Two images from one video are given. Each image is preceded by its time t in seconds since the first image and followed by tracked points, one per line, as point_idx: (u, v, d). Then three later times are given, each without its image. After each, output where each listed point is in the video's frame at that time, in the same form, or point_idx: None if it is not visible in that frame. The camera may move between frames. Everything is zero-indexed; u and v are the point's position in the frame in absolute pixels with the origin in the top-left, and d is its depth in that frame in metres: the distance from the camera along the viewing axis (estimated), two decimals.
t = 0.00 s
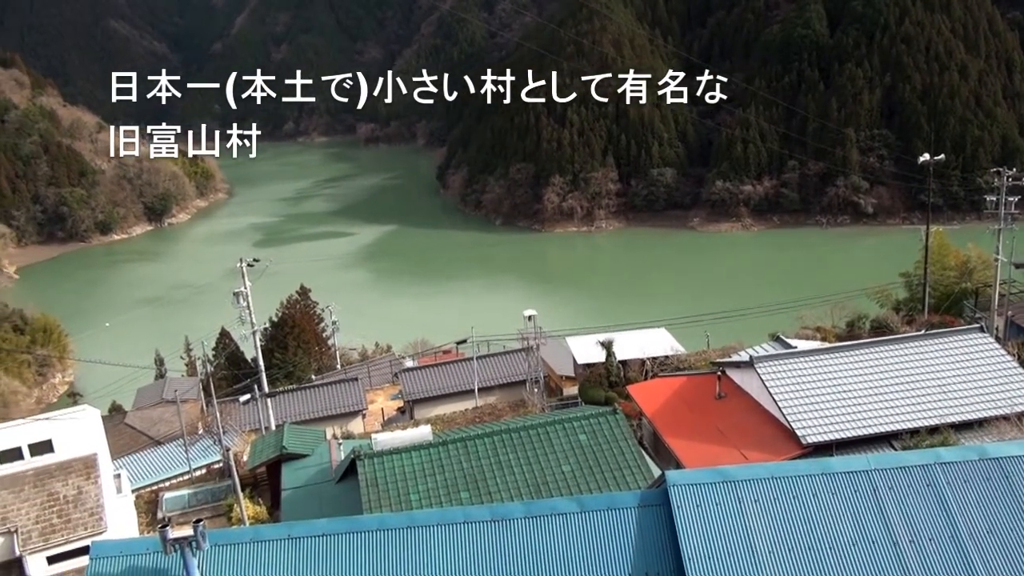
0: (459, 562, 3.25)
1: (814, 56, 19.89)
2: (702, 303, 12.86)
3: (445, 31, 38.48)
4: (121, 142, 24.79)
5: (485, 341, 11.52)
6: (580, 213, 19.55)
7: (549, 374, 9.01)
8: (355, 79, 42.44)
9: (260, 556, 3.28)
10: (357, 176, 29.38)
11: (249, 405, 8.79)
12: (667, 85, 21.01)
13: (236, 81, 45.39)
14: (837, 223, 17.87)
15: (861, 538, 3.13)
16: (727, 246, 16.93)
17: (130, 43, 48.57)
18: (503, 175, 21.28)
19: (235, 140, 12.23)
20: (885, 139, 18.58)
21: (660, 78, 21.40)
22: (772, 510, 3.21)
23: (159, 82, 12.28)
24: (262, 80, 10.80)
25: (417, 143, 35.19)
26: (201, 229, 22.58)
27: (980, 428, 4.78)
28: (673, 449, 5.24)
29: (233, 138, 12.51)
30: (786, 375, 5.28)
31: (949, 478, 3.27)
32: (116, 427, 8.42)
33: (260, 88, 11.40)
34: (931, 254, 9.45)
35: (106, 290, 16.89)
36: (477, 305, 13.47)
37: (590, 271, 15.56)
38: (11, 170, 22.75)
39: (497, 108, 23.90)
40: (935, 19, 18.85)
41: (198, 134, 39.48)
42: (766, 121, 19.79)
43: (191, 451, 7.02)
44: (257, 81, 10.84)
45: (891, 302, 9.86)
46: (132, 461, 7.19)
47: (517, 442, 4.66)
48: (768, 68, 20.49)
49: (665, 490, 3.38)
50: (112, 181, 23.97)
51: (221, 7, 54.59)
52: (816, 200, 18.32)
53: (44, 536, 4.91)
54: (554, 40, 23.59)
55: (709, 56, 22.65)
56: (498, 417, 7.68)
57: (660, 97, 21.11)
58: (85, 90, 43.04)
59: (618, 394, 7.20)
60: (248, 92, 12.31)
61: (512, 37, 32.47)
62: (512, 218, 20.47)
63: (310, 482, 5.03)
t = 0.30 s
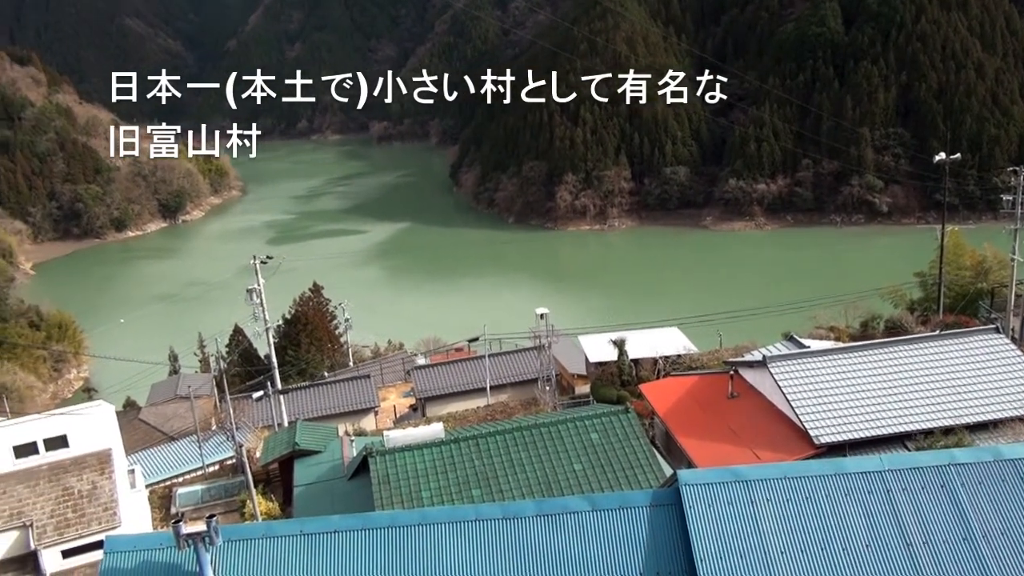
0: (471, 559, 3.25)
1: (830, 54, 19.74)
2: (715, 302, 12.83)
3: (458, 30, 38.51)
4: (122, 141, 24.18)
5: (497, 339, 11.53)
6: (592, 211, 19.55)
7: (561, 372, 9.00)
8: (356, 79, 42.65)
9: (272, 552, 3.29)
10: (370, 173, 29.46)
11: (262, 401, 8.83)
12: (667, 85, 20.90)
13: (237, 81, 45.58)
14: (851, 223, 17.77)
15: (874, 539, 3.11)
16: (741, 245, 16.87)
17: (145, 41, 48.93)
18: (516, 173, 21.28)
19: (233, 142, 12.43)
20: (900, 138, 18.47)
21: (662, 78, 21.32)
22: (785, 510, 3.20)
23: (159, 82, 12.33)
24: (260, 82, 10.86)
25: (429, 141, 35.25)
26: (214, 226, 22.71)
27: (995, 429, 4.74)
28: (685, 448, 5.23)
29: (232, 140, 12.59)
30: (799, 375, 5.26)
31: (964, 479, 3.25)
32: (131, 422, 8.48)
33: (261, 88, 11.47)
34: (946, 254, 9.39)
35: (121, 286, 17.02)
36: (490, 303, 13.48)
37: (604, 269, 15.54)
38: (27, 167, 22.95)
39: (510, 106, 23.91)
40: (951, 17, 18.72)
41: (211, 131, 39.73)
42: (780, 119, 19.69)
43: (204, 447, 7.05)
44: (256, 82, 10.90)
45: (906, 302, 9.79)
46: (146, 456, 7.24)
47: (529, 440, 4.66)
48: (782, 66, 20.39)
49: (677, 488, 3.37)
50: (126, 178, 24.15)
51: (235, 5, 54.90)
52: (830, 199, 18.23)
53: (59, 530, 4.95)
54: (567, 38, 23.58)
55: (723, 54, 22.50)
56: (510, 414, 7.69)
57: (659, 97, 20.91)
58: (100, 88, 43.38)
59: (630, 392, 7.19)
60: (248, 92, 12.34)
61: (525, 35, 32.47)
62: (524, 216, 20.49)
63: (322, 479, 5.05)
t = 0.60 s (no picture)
0: (481, 556, 3.25)
1: (846, 54, 19.61)
2: (728, 302, 12.79)
3: (471, 28, 38.53)
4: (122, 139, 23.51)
5: (510, 337, 11.54)
6: (606, 210, 19.54)
7: (573, 371, 9.00)
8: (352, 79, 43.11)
9: (284, 548, 3.30)
10: (384, 171, 29.51)
11: (275, 397, 8.87)
12: (667, 85, 20.85)
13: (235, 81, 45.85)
14: (866, 223, 17.67)
15: (888, 541, 3.09)
16: (756, 245, 16.78)
17: (161, 38, 49.26)
18: (530, 171, 21.26)
19: (232, 140, 12.54)
20: (917, 138, 18.34)
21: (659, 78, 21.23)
22: (797, 511, 3.19)
23: (159, 82, 12.38)
24: (260, 81, 10.92)
25: (442, 139, 35.28)
26: (228, 222, 22.82)
27: (1012, 431, 4.69)
28: (697, 448, 5.22)
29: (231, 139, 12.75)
30: (813, 375, 5.24)
31: (979, 482, 3.23)
32: (145, 417, 8.54)
33: (260, 88, 11.52)
34: (962, 255, 9.33)
35: (136, 281, 17.12)
36: (502, 301, 13.48)
37: (617, 268, 15.51)
38: (44, 162, 23.14)
39: (525, 105, 23.91)
40: (969, 16, 18.60)
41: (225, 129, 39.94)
42: (795, 119, 19.57)
43: (217, 442, 7.08)
44: (256, 81, 10.96)
45: (921, 303, 9.73)
46: (159, 451, 7.29)
47: (541, 439, 4.66)
48: (798, 66, 20.29)
49: (689, 488, 3.36)
50: (142, 174, 24.31)
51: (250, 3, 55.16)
52: (845, 199, 18.12)
53: (74, 523, 4.98)
54: (582, 36, 23.56)
55: (738, 54, 22.45)
56: (522, 413, 7.69)
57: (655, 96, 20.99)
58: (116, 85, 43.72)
59: (643, 392, 7.18)
60: (248, 92, 12.42)
61: (539, 33, 32.46)
62: (538, 215, 20.48)
63: (334, 475, 5.07)
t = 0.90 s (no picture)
0: (493, 554, 3.26)
1: (862, 51, 19.50)
2: (742, 300, 12.74)
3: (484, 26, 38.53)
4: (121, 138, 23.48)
5: (523, 335, 11.54)
6: (620, 208, 19.53)
7: (586, 369, 8.99)
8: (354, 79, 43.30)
9: (298, 544, 3.31)
10: (397, 168, 29.58)
11: (289, 394, 8.91)
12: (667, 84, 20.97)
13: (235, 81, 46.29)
14: (882, 222, 17.55)
15: (903, 542, 3.07)
16: (770, 244, 16.69)
17: (176, 36, 49.62)
18: (544, 169, 21.24)
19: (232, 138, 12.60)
20: (934, 137, 18.20)
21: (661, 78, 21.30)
22: (811, 511, 3.17)
23: (158, 82, 12.45)
24: (260, 81, 10.96)
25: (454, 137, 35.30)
26: (243, 219, 22.95)
27: None
28: (709, 447, 5.21)
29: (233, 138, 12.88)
30: (827, 374, 5.21)
31: (995, 483, 3.20)
32: (160, 413, 8.60)
33: (259, 88, 11.59)
34: (978, 254, 9.26)
35: (152, 278, 17.25)
36: (515, 299, 13.48)
37: (630, 266, 15.48)
38: (61, 160, 23.35)
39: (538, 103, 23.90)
40: (987, 14, 18.45)
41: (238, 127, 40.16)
42: (810, 118, 19.46)
43: (232, 438, 7.12)
44: (256, 81, 11.00)
45: (937, 303, 9.65)
46: (175, 446, 7.34)
47: (554, 437, 4.66)
48: (814, 63, 20.19)
49: (702, 487, 3.35)
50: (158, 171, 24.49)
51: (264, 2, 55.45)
52: (860, 198, 18.02)
53: (90, 517, 5.01)
54: (596, 34, 23.52)
55: (753, 51, 22.37)
56: (535, 411, 7.69)
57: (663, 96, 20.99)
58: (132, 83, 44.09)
59: (656, 390, 7.16)
60: (248, 92, 12.52)
61: (552, 31, 32.42)
62: (551, 213, 20.49)
63: (347, 472, 5.08)
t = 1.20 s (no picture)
0: (505, 551, 3.26)
1: (878, 49, 19.41)
2: (755, 299, 12.70)
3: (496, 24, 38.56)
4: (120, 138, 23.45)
5: (535, 332, 11.55)
6: (633, 206, 19.47)
7: (598, 367, 8.97)
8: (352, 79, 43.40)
9: (310, 539, 3.32)
10: (410, 166, 29.62)
11: (302, 390, 8.94)
12: (666, 84, 21.03)
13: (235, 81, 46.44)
14: (897, 221, 17.43)
15: (916, 543, 3.05)
16: (784, 242, 16.61)
17: (191, 33, 49.92)
18: (557, 167, 21.21)
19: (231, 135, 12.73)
20: (951, 135, 18.05)
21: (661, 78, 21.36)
22: (824, 511, 3.16)
23: (159, 82, 13.00)
24: (260, 81, 11.08)
25: (467, 135, 35.32)
26: (257, 216, 23.04)
27: None
28: (722, 447, 5.20)
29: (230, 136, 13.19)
30: (841, 374, 5.19)
31: (1011, 484, 3.18)
32: (175, 408, 8.66)
33: (260, 88, 11.71)
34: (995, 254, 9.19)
35: (167, 273, 17.35)
36: (528, 296, 13.49)
37: (643, 264, 15.45)
38: (78, 156, 23.53)
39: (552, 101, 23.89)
40: (1005, 12, 18.32)
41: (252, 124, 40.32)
42: (826, 115, 19.34)
43: (245, 434, 7.15)
44: (255, 81, 11.12)
45: (953, 303, 9.58)
46: (189, 441, 7.39)
47: (566, 434, 4.66)
48: (830, 61, 20.09)
49: (714, 486, 3.34)
50: (174, 168, 24.61)
51: None
52: (876, 196, 17.89)
53: (104, 511, 5.04)
54: (610, 31, 23.50)
55: (768, 49, 22.29)
56: (547, 408, 7.68)
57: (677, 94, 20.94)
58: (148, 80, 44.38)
59: (668, 388, 7.15)
60: (247, 92, 12.67)
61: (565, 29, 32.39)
62: (564, 211, 20.46)
63: (359, 468, 5.10)
